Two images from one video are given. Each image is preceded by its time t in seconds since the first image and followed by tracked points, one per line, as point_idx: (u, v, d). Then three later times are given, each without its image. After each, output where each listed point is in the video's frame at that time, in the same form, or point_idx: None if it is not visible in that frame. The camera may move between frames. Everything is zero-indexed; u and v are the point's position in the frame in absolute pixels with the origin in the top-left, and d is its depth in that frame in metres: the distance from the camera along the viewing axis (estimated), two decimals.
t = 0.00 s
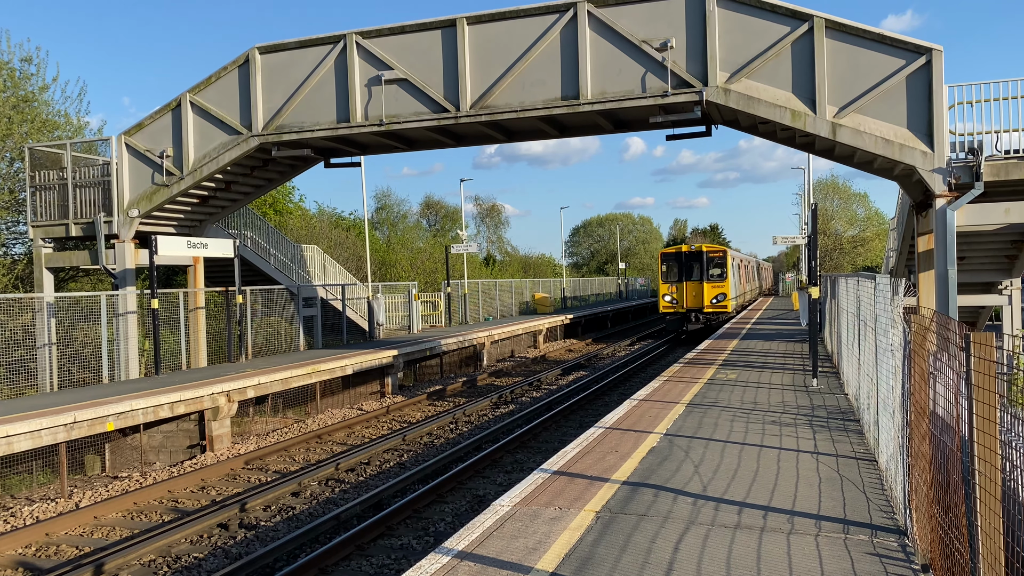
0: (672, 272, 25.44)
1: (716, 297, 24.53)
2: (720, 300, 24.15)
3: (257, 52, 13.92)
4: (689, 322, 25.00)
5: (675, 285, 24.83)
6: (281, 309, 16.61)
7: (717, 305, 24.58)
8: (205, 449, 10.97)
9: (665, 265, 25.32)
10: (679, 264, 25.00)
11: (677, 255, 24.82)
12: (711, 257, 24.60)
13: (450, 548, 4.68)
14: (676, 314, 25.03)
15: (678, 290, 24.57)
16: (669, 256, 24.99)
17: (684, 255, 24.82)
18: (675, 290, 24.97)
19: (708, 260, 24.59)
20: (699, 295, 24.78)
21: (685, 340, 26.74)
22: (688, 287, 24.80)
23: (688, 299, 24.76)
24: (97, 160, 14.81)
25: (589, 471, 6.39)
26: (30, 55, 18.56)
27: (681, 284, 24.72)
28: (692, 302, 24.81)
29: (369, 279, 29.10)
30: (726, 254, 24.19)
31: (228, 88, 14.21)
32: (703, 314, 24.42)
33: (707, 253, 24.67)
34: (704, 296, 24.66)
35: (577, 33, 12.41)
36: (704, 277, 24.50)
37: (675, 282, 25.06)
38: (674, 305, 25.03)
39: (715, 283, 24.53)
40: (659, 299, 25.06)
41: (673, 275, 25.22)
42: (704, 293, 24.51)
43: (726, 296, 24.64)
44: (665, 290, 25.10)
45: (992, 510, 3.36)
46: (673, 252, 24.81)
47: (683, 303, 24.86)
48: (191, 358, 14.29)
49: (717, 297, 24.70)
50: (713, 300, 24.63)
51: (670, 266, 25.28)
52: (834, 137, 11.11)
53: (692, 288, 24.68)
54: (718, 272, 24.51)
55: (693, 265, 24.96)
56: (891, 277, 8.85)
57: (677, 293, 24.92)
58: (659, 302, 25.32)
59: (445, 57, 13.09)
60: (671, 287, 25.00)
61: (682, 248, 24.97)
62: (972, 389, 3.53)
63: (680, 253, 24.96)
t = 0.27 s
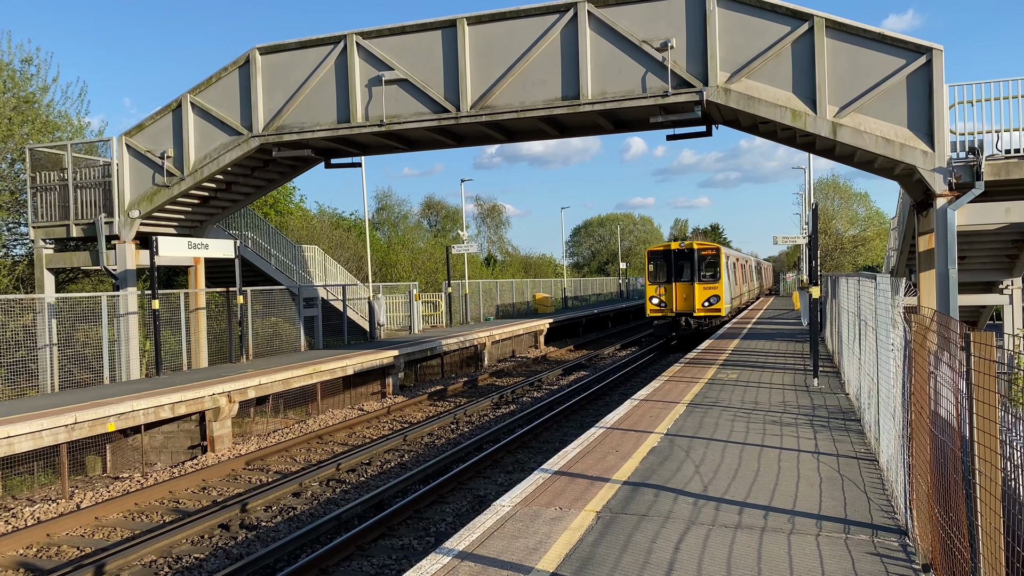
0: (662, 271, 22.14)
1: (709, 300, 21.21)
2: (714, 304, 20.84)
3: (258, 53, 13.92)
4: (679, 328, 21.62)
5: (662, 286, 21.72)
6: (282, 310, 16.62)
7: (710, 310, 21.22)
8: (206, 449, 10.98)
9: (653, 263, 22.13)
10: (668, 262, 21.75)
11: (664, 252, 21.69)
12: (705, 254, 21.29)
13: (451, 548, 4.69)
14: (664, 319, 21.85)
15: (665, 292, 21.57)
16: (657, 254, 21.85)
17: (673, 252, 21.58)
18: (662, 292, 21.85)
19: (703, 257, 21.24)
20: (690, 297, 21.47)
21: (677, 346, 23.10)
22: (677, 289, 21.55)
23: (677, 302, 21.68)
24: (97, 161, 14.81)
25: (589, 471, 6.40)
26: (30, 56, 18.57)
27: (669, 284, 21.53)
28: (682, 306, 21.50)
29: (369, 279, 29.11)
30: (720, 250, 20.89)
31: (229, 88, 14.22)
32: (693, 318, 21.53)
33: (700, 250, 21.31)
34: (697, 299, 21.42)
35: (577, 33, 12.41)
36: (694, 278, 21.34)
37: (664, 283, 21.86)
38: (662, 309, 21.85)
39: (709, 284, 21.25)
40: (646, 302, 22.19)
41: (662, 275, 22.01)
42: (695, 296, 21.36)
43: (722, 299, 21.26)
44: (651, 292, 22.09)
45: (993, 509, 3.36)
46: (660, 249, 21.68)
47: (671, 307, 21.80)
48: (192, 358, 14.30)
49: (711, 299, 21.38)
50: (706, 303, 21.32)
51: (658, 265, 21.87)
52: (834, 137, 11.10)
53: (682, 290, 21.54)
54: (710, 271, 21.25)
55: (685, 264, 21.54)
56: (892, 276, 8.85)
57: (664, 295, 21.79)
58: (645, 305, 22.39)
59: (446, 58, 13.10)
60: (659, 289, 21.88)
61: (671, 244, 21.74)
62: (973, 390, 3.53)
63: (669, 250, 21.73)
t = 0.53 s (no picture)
0: (647, 272, 20.79)
1: (701, 303, 20.15)
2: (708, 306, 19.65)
3: (258, 53, 13.93)
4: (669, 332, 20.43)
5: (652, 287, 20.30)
6: (282, 310, 16.62)
7: (702, 313, 20.16)
8: (207, 450, 10.98)
9: (638, 263, 20.79)
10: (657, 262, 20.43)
11: (652, 251, 20.45)
12: (695, 254, 20.17)
13: (451, 548, 4.68)
14: (651, 323, 20.45)
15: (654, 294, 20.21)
16: (644, 253, 20.57)
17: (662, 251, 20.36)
18: (652, 293, 20.46)
19: (696, 257, 20.12)
20: (680, 300, 20.25)
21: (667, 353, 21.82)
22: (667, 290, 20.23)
23: (667, 305, 20.31)
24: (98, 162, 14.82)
25: (590, 472, 6.39)
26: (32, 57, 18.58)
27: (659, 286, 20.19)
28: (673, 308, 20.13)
29: (370, 279, 29.10)
30: (714, 249, 20.22)
31: (230, 89, 14.23)
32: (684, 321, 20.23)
33: (689, 249, 20.27)
34: (689, 302, 20.23)
35: (578, 33, 12.41)
36: (687, 279, 20.24)
37: (652, 284, 20.57)
38: (650, 313, 20.47)
39: (701, 286, 20.14)
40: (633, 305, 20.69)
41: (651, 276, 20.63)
42: (688, 298, 20.11)
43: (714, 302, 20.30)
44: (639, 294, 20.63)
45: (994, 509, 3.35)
46: (650, 248, 20.40)
47: (660, 310, 20.37)
48: (193, 359, 14.30)
49: (701, 302, 20.26)
50: (698, 306, 20.20)
51: (645, 264, 20.57)
52: (835, 136, 11.10)
53: (673, 291, 20.25)
54: (702, 272, 20.18)
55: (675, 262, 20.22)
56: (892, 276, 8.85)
57: (653, 297, 20.39)
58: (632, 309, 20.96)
59: (446, 58, 13.10)
60: (649, 290, 20.45)
61: (660, 242, 20.48)
62: (973, 390, 3.53)
63: (657, 248, 20.49)
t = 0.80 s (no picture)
0: (632, 273, 19.03)
1: (690, 307, 18.19)
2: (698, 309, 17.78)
3: (259, 54, 13.94)
4: (654, 339, 18.66)
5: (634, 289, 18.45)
6: (283, 311, 16.63)
7: (691, 318, 18.23)
8: (209, 451, 10.99)
9: (622, 263, 19.03)
10: (642, 260, 18.60)
11: (634, 248, 18.87)
12: (683, 252, 18.35)
13: (453, 549, 4.68)
14: (635, 328, 18.78)
15: (638, 296, 18.38)
16: (626, 251, 18.83)
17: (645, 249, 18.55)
18: (636, 296, 18.72)
19: (683, 255, 18.36)
20: (666, 304, 18.45)
21: (653, 363, 20.08)
22: (653, 292, 18.38)
23: (652, 309, 18.49)
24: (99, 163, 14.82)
25: (591, 472, 6.39)
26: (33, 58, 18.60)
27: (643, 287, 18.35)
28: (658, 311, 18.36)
29: (371, 280, 29.10)
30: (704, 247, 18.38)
31: (231, 90, 14.24)
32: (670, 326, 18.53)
33: (677, 246, 18.47)
34: (678, 306, 18.31)
35: (578, 33, 12.40)
36: (674, 280, 18.36)
37: (637, 285, 18.64)
38: (633, 317, 18.72)
39: (690, 287, 18.28)
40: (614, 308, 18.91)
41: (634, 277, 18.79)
42: (675, 301, 18.22)
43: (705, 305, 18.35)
44: (621, 296, 18.78)
45: (996, 511, 3.34)
46: (632, 245, 18.88)
47: (644, 314, 18.71)
48: (194, 360, 14.31)
49: (691, 306, 18.36)
50: (687, 310, 18.29)
51: (628, 264, 18.77)
52: (835, 136, 11.09)
53: (659, 294, 18.47)
54: (691, 271, 18.39)
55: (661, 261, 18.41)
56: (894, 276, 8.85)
57: (637, 301, 18.45)
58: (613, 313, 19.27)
59: (447, 59, 13.10)
60: (633, 292, 18.55)
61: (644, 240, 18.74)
62: (975, 390, 3.53)
63: (641, 246, 18.83)
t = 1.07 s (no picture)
0: (611, 273, 16.84)
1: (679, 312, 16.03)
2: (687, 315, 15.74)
3: (260, 55, 13.95)
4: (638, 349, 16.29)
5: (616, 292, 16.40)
6: (285, 312, 16.63)
7: (681, 325, 16.02)
8: (210, 451, 10.99)
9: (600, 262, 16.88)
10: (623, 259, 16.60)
11: (616, 245, 16.65)
12: (671, 250, 16.30)
13: (454, 550, 4.67)
14: (616, 336, 16.57)
15: (619, 300, 16.39)
16: (606, 249, 16.72)
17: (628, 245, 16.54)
18: (619, 299, 16.48)
19: (671, 252, 16.25)
20: (652, 308, 16.29)
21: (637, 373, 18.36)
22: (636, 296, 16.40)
23: (636, 314, 16.36)
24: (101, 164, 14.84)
25: (592, 472, 6.39)
26: (35, 60, 18.63)
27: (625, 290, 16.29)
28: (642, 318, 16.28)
29: (372, 281, 29.14)
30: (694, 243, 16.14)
31: (232, 91, 14.25)
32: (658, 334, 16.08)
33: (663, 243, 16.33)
34: (667, 309, 16.06)
35: (579, 33, 12.41)
36: (662, 280, 16.18)
37: (619, 287, 16.50)
38: (613, 324, 16.49)
39: (680, 290, 16.06)
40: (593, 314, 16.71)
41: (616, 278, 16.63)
42: (662, 304, 16.11)
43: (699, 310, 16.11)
44: (601, 300, 16.63)
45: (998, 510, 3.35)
46: (613, 241, 16.60)
47: (627, 320, 16.47)
48: (195, 361, 14.32)
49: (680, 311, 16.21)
50: (676, 315, 16.02)
51: (608, 262, 16.66)
52: (836, 136, 11.09)
53: (643, 297, 16.38)
54: (681, 272, 16.14)
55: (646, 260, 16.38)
56: (895, 276, 8.84)
57: (619, 305, 16.36)
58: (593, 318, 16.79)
59: (448, 60, 13.11)
60: (614, 295, 16.55)
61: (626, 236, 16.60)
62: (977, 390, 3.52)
63: (623, 243, 16.62)
